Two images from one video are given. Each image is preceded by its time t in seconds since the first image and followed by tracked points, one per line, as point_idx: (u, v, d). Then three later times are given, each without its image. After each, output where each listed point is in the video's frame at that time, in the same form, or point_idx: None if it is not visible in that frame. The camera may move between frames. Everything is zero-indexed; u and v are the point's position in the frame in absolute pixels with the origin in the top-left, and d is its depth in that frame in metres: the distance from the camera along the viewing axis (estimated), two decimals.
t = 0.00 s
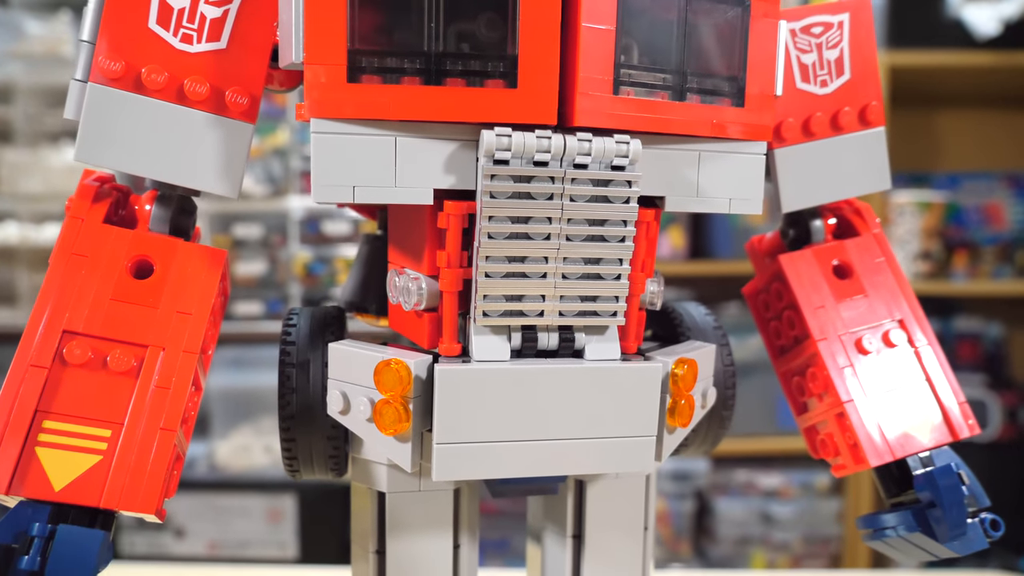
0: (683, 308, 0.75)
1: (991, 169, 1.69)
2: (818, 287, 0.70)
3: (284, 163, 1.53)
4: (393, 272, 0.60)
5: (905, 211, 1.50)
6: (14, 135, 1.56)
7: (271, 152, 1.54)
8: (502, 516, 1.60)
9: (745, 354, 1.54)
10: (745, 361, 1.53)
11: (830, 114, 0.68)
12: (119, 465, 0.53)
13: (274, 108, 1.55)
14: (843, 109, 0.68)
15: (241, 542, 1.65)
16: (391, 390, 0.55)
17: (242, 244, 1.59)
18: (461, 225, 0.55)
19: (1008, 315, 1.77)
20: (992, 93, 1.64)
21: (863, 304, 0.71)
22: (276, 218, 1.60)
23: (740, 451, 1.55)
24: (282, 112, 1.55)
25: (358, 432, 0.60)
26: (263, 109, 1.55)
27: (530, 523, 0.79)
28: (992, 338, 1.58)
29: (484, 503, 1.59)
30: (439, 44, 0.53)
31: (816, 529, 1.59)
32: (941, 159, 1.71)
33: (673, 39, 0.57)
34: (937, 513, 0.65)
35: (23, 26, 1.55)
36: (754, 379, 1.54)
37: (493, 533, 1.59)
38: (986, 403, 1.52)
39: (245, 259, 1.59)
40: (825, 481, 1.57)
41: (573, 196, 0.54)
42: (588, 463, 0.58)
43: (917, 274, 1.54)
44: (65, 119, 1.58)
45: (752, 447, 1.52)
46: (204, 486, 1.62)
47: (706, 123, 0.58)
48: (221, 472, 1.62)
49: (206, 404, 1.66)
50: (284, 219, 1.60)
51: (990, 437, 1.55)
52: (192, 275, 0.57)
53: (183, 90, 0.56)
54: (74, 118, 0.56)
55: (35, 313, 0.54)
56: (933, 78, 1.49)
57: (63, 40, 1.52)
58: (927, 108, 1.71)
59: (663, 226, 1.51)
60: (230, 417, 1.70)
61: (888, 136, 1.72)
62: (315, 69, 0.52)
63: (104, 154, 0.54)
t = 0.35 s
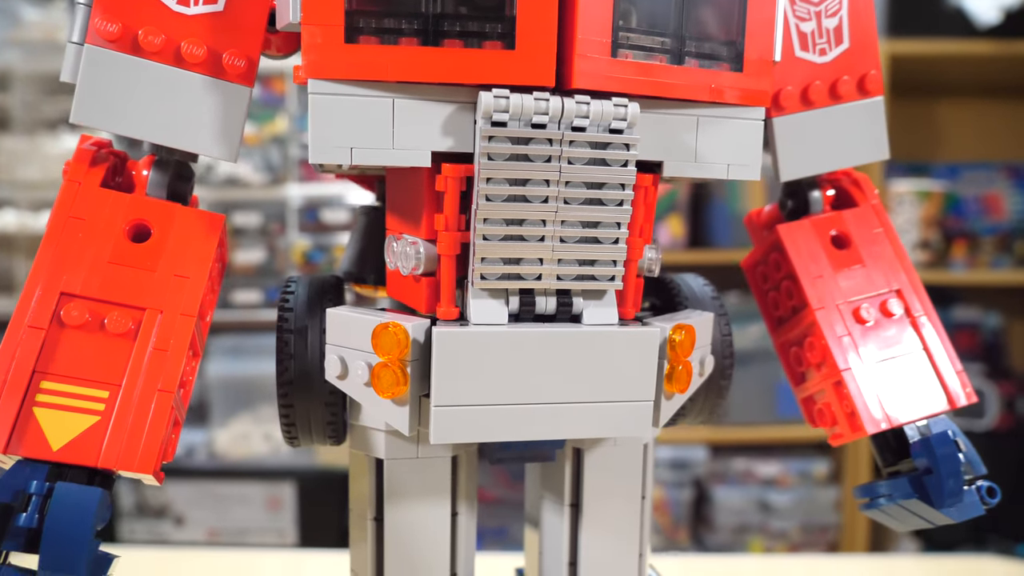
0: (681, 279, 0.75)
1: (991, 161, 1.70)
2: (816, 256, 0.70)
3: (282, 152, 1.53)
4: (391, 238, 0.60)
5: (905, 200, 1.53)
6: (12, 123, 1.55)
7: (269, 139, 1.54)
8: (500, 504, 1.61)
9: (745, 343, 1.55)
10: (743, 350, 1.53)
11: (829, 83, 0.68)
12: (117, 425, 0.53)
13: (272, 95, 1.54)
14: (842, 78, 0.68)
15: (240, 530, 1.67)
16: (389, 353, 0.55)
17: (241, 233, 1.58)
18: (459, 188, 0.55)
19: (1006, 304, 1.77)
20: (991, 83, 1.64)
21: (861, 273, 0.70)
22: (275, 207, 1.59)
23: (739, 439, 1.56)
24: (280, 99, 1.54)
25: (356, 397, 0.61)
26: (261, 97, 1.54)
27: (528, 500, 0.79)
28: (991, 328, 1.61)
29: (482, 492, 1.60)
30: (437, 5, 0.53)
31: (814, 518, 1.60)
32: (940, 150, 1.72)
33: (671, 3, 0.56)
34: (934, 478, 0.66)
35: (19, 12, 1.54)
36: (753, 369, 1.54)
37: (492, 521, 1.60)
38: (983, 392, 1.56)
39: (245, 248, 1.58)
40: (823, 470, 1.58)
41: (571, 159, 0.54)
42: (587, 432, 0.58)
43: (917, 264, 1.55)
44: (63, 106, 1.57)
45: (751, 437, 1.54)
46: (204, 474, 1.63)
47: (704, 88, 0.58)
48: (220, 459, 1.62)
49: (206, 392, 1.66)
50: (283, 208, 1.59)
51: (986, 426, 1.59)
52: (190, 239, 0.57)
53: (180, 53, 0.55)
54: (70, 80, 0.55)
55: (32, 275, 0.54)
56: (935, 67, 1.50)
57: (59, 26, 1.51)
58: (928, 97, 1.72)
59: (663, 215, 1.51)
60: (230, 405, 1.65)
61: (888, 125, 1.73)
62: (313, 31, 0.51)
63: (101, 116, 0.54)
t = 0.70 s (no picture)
0: (673, 246, 0.75)
1: (989, 147, 1.70)
2: (807, 222, 0.70)
3: (279, 133, 1.53)
4: (382, 197, 0.60)
5: (901, 183, 1.50)
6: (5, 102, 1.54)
7: (266, 121, 1.53)
8: (496, 486, 1.62)
9: (740, 326, 1.55)
10: (738, 333, 1.54)
11: (821, 48, 0.68)
12: (106, 380, 0.53)
13: (268, 75, 1.53)
14: (835, 43, 0.68)
15: (238, 510, 1.69)
16: (378, 311, 0.56)
17: (237, 213, 1.58)
18: (449, 145, 0.55)
19: (1000, 289, 1.78)
20: (990, 68, 1.64)
21: (852, 239, 0.71)
22: (272, 188, 1.59)
23: (734, 422, 1.56)
24: (278, 79, 1.53)
25: (346, 357, 0.61)
26: (257, 76, 1.53)
27: (519, 472, 0.79)
28: (986, 313, 1.65)
29: (478, 473, 1.61)
30: None
31: (808, 500, 1.60)
32: (936, 136, 1.72)
33: None
34: (921, 440, 0.66)
35: None
36: (748, 351, 1.54)
37: (487, 503, 1.61)
38: (978, 376, 1.53)
39: (242, 229, 1.58)
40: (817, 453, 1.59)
41: (561, 117, 0.54)
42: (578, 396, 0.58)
43: (914, 247, 1.54)
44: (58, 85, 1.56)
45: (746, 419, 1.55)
46: (201, 455, 1.63)
47: (694, 49, 0.58)
48: (217, 440, 1.63)
49: (202, 373, 1.67)
50: (279, 189, 1.59)
51: (980, 411, 1.54)
52: (180, 197, 0.57)
53: (170, 9, 0.55)
54: (59, 37, 0.55)
55: (21, 230, 0.54)
56: (934, 51, 1.50)
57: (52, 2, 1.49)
58: (927, 81, 1.72)
59: (660, 199, 1.51)
60: (225, 386, 1.63)
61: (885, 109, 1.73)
62: None
63: (90, 72, 0.54)
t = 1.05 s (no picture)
0: (651, 212, 0.75)
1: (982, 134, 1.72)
2: (783, 187, 0.70)
3: (271, 116, 1.53)
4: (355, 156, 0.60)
5: (895, 170, 1.54)
6: None
7: (258, 103, 1.53)
8: (488, 470, 1.67)
9: (731, 312, 1.56)
10: (728, 320, 1.55)
11: (800, 13, 0.67)
12: (74, 333, 0.53)
13: (259, 57, 1.53)
14: (813, 8, 0.67)
15: (231, 493, 1.70)
16: (350, 268, 0.55)
17: (229, 196, 1.58)
18: (420, 102, 0.55)
19: (991, 276, 1.80)
20: (982, 54, 1.65)
21: (829, 204, 0.71)
22: (265, 171, 1.58)
23: (723, 407, 1.57)
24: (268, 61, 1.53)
25: (319, 316, 0.61)
26: (249, 58, 1.53)
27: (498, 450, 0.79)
28: (978, 301, 1.67)
29: (470, 458, 1.65)
30: None
31: (799, 485, 1.62)
32: (930, 120, 1.74)
33: None
34: (892, 403, 0.67)
35: None
36: (739, 337, 1.55)
37: (478, 487, 1.66)
38: (967, 362, 1.56)
39: (234, 212, 1.57)
40: (808, 437, 1.60)
41: (532, 74, 0.54)
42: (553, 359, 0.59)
43: (906, 234, 1.57)
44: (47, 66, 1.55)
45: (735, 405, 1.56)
46: (193, 439, 1.62)
47: (669, 8, 0.57)
48: (208, 424, 1.62)
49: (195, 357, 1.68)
50: (272, 172, 1.58)
51: (970, 397, 1.57)
52: (151, 154, 0.57)
53: None
54: None
55: None
56: (926, 37, 1.50)
57: None
58: (920, 68, 1.73)
59: (655, 183, 1.52)
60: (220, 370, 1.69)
61: (880, 96, 1.73)
62: None
63: (57, 24, 0.53)
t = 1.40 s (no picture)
0: (642, 181, 0.75)
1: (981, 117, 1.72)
2: (772, 154, 0.71)
3: (265, 98, 1.51)
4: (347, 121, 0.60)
5: (890, 152, 1.53)
6: None
7: (253, 84, 1.51)
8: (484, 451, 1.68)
9: (726, 294, 1.56)
10: (724, 302, 1.56)
11: None
12: (70, 293, 0.54)
13: (253, 37, 1.51)
14: None
15: (227, 474, 1.70)
16: (342, 231, 0.56)
17: (225, 177, 1.58)
18: (411, 66, 0.56)
19: (987, 259, 1.82)
20: (979, 37, 1.65)
21: (818, 172, 0.71)
22: (260, 152, 1.58)
23: (718, 388, 1.58)
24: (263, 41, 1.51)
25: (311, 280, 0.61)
26: (244, 39, 1.52)
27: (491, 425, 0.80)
28: (973, 283, 1.69)
29: (466, 440, 1.66)
30: None
31: (793, 466, 1.63)
32: (928, 102, 1.74)
33: None
34: (880, 365, 0.67)
35: None
36: (734, 319, 1.57)
37: (473, 468, 1.67)
38: (962, 344, 1.55)
39: (229, 193, 1.57)
40: (802, 419, 1.62)
41: (522, 37, 0.55)
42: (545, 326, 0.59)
43: (901, 216, 1.56)
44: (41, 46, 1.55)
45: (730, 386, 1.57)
46: (190, 420, 1.63)
47: None
48: (205, 405, 1.63)
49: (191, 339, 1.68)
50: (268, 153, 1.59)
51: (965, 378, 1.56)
52: (144, 118, 0.58)
53: None
54: None
55: None
56: (923, 19, 1.50)
57: None
58: (919, 50, 1.73)
59: (649, 165, 1.52)
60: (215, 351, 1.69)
61: (877, 78, 1.74)
62: None
63: None
